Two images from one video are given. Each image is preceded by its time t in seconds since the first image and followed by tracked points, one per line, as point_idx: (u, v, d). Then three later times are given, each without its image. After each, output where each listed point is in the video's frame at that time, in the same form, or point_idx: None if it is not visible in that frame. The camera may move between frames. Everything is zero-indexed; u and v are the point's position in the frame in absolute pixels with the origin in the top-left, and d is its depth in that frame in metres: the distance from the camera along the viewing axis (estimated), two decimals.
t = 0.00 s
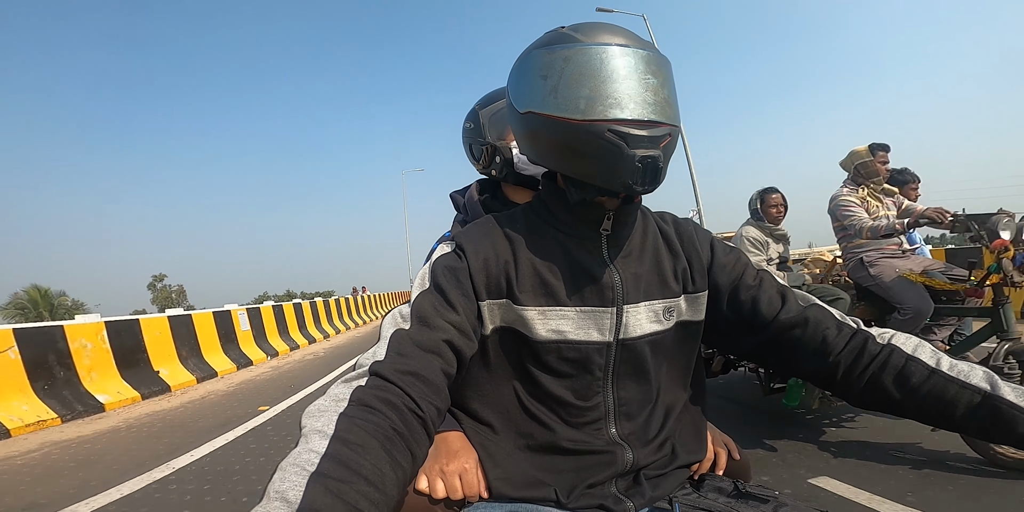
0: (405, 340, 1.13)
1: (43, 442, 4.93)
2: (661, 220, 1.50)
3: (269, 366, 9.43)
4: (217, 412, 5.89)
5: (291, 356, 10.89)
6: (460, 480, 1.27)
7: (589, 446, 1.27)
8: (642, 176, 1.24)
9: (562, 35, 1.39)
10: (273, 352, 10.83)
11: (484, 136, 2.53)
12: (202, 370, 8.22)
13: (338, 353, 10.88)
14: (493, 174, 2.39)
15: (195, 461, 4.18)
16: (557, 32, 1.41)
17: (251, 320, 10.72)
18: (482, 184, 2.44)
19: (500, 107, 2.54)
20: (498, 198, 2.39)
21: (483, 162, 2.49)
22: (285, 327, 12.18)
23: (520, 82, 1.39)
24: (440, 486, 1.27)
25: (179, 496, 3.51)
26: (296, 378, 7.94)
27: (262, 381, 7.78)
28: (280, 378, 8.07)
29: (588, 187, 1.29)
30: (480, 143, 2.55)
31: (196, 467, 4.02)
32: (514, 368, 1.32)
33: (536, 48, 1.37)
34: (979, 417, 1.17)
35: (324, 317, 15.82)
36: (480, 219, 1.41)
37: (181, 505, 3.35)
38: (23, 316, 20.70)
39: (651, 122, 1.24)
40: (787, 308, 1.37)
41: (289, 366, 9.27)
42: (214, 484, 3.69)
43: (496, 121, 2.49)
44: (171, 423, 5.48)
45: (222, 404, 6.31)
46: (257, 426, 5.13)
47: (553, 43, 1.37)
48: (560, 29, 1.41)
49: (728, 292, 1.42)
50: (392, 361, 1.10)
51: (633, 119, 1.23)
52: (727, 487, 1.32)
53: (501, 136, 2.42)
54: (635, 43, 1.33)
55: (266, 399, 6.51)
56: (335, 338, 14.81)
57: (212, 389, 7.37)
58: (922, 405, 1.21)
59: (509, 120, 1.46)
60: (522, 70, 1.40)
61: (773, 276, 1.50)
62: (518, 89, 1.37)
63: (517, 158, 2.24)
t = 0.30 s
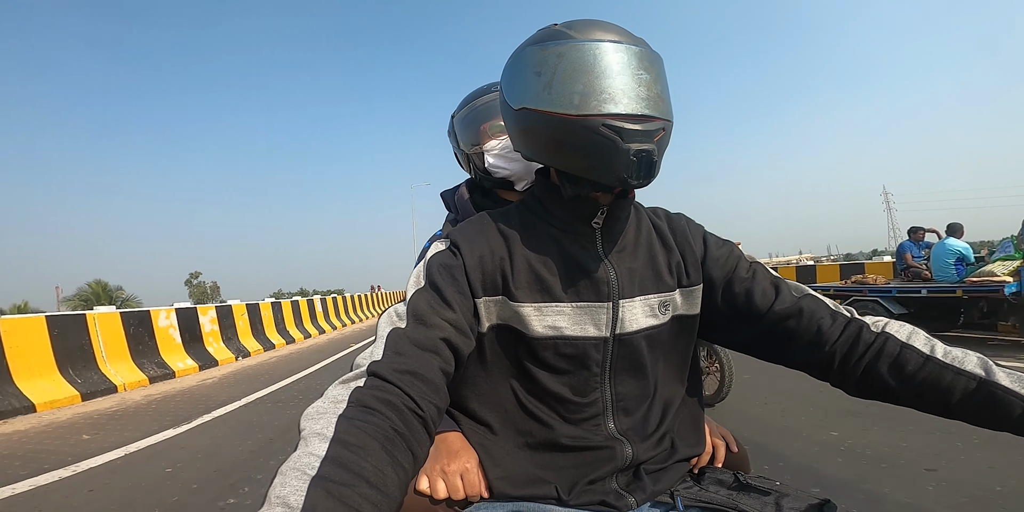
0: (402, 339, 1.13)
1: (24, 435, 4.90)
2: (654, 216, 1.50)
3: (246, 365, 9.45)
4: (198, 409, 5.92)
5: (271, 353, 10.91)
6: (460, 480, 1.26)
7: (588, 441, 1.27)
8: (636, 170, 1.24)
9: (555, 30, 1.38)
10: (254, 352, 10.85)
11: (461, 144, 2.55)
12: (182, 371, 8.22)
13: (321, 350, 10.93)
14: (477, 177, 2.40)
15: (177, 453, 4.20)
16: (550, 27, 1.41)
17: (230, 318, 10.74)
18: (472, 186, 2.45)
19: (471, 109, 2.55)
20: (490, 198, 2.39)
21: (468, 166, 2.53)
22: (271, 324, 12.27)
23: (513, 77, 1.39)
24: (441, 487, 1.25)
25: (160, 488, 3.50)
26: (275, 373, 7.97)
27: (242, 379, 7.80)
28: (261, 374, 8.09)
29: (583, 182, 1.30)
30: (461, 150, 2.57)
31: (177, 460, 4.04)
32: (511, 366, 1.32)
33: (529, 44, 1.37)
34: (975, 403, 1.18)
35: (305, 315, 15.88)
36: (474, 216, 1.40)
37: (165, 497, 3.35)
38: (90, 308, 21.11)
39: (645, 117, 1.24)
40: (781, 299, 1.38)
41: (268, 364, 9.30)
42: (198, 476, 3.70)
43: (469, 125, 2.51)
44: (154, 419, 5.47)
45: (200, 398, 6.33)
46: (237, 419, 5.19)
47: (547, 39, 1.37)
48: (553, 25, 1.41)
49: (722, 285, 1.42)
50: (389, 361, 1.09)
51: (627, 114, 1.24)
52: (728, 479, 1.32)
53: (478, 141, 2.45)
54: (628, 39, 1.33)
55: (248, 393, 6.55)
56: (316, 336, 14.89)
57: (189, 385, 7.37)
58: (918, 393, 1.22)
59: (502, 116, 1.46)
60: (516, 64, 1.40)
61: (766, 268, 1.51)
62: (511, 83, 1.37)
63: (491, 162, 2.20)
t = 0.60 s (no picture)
0: (415, 337, 1.13)
1: (7, 426, 4.81)
2: (654, 214, 1.51)
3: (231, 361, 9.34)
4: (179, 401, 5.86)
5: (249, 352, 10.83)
6: (470, 482, 1.27)
7: (594, 436, 1.27)
8: (636, 175, 1.25)
9: (561, 32, 1.39)
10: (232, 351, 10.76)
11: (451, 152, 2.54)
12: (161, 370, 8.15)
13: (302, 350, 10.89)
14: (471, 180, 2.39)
15: (163, 443, 4.14)
16: (557, 29, 1.41)
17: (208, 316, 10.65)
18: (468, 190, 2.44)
19: (455, 119, 2.54)
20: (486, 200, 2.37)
21: (460, 172, 2.56)
22: (250, 322, 12.20)
23: (518, 77, 1.39)
24: (451, 488, 1.28)
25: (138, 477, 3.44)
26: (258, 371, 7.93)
27: (221, 374, 7.74)
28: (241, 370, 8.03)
29: (583, 182, 1.30)
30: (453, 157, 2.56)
31: (154, 451, 3.97)
32: (517, 364, 1.32)
33: (535, 46, 1.38)
34: (977, 386, 1.20)
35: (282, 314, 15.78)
36: (478, 216, 1.41)
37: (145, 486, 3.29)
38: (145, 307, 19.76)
39: (647, 123, 1.25)
40: (781, 291, 1.39)
41: (247, 362, 9.24)
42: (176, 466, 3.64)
43: (456, 134, 2.51)
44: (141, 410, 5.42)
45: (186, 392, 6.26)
46: (218, 412, 5.16)
47: (552, 41, 1.37)
48: (559, 27, 1.41)
49: (723, 280, 1.43)
50: (404, 361, 1.09)
51: (629, 119, 1.24)
52: (737, 468, 1.34)
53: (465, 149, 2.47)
54: (634, 43, 1.34)
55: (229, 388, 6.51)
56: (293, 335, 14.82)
57: (171, 381, 7.30)
58: (922, 379, 1.24)
59: (506, 115, 1.47)
60: (521, 66, 1.40)
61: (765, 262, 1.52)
62: (516, 84, 1.38)
63: (479, 171, 2.20)
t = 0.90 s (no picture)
0: (416, 346, 1.11)
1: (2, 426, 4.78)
2: (662, 212, 1.49)
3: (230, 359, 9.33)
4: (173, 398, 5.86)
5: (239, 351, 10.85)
6: (480, 495, 1.26)
7: (603, 440, 1.25)
8: (644, 166, 1.23)
9: (563, 27, 1.37)
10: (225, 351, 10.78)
11: (451, 154, 2.53)
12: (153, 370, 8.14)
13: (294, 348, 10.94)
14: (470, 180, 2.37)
15: (158, 446, 4.12)
16: (558, 25, 1.39)
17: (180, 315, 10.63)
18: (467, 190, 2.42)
19: (451, 119, 2.53)
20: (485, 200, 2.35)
21: (459, 174, 2.55)
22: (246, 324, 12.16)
23: (521, 73, 1.37)
24: (460, 500, 1.26)
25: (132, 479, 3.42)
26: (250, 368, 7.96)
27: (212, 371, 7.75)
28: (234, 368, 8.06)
29: (590, 178, 1.28)
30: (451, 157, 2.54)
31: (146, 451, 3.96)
32: (523, 368, 1.30)
33: (537, 40, 1.36)
34: (994, 385, 1.18)
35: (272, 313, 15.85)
36: (482, 217, 1.39)
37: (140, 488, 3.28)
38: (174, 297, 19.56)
39: (654, 113, 1.23)
40: (793, 290, 1.37)
41: (239, 360, 9.26)
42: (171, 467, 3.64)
43: (452, 133, 2.50)
44: (138, 409, 5.40)
45: (184, 391, 6.24)
46: (214, 410, 5.18)
47: (555, 35, 1.35)
48: (561, 22, 1.39)
49: (733, 278, 1.41)
50: (404, 370, 1.07)
51: (635, 110, 1.22)
52: (748, 472, 1.31)
53: (461, 149, 2.47)
54: (636, 36, 1.32)
55: (223, 386, 6.52)
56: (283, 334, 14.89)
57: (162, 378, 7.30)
58: (939, 378, 1.21)
59: (510, 112, 1.44)
60: (524, 61, 1.38)
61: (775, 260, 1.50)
62: (519, 79, 1.36)
63: (475, 169, 2.20)
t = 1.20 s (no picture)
0: (419, 331, 1.12)
1: None
2: (660, 205, 1.50)
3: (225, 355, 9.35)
4: (169, 395, 5.87)
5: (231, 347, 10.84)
6: (480, 480, 1.27)
7: (602, 432, 1.27)
8: (639, 161, 1.24)
9: (559, 26, 1.38)
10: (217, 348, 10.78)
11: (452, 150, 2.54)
12: (147, 367, 8.13)
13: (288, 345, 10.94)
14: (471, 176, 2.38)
15: (148, 436, 4.13)
16: (554, 24, 1.41)
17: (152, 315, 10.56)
18: (467, 185, 2.43)
19: (453, 114, 2.54)
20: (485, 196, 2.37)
21: (460, 168, 2.57)
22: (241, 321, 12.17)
23: (519, 73, 1.39)
24: (460, 485, 1.26)
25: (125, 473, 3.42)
26: (243, 363, 7.97)
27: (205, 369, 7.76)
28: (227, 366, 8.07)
29: (589, 174, 1.30)
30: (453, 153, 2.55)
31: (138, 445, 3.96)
32: (522, 358, 1.32)
33: (534, 39, 1.37)
34: (992, 379, 1.19)
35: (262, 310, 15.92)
36: (482, 209, 1.40)
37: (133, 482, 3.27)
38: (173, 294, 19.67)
39: (648, 110, 1.25)
40: (790, 282, 1.38)
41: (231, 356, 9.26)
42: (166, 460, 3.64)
43: (454, 129, 2.51)
44: (138, 400, 5.41)
45: (179, 385, 6.26)
46: (209, 403, 5.19)
47: (552, 33, 1.37)
48: (557, 22, 1.41)
49: (731, 270, 1.42)
50: (408, 355, 1.08)
51: (630, 108, 1.23)
52: (746, 464, 1.33)
53: (463, 145, 2.48)
54: (633, 35, 1.33)
55: (217, 382, 6.54)
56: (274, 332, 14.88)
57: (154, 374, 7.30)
58: (937, 371, 1.22)
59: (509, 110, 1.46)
60: (522, 60, 1.39)
61: (773, 252, 1.51)
62: (517, 77, 1.37)
63: (476, 165, 2.21)
